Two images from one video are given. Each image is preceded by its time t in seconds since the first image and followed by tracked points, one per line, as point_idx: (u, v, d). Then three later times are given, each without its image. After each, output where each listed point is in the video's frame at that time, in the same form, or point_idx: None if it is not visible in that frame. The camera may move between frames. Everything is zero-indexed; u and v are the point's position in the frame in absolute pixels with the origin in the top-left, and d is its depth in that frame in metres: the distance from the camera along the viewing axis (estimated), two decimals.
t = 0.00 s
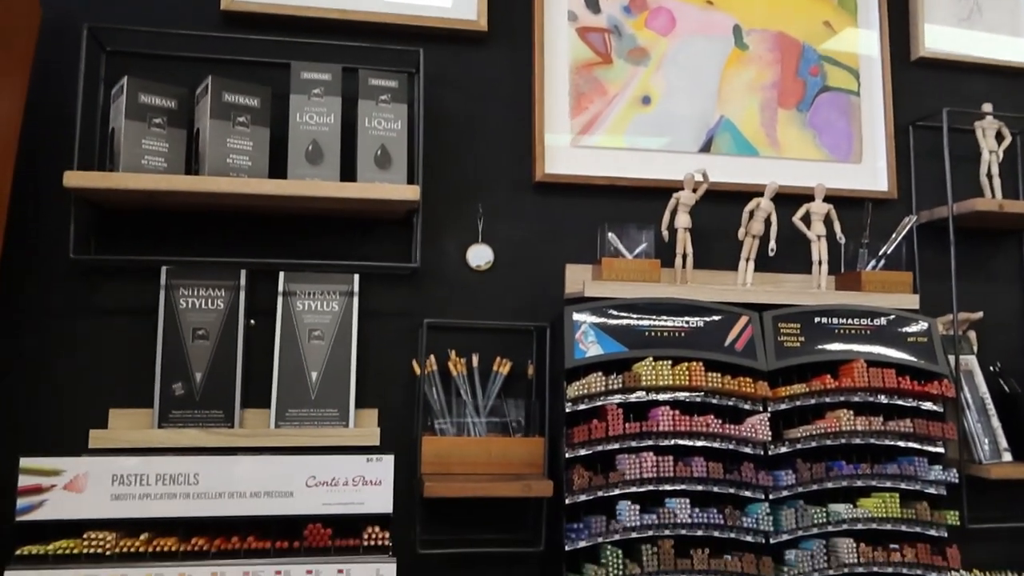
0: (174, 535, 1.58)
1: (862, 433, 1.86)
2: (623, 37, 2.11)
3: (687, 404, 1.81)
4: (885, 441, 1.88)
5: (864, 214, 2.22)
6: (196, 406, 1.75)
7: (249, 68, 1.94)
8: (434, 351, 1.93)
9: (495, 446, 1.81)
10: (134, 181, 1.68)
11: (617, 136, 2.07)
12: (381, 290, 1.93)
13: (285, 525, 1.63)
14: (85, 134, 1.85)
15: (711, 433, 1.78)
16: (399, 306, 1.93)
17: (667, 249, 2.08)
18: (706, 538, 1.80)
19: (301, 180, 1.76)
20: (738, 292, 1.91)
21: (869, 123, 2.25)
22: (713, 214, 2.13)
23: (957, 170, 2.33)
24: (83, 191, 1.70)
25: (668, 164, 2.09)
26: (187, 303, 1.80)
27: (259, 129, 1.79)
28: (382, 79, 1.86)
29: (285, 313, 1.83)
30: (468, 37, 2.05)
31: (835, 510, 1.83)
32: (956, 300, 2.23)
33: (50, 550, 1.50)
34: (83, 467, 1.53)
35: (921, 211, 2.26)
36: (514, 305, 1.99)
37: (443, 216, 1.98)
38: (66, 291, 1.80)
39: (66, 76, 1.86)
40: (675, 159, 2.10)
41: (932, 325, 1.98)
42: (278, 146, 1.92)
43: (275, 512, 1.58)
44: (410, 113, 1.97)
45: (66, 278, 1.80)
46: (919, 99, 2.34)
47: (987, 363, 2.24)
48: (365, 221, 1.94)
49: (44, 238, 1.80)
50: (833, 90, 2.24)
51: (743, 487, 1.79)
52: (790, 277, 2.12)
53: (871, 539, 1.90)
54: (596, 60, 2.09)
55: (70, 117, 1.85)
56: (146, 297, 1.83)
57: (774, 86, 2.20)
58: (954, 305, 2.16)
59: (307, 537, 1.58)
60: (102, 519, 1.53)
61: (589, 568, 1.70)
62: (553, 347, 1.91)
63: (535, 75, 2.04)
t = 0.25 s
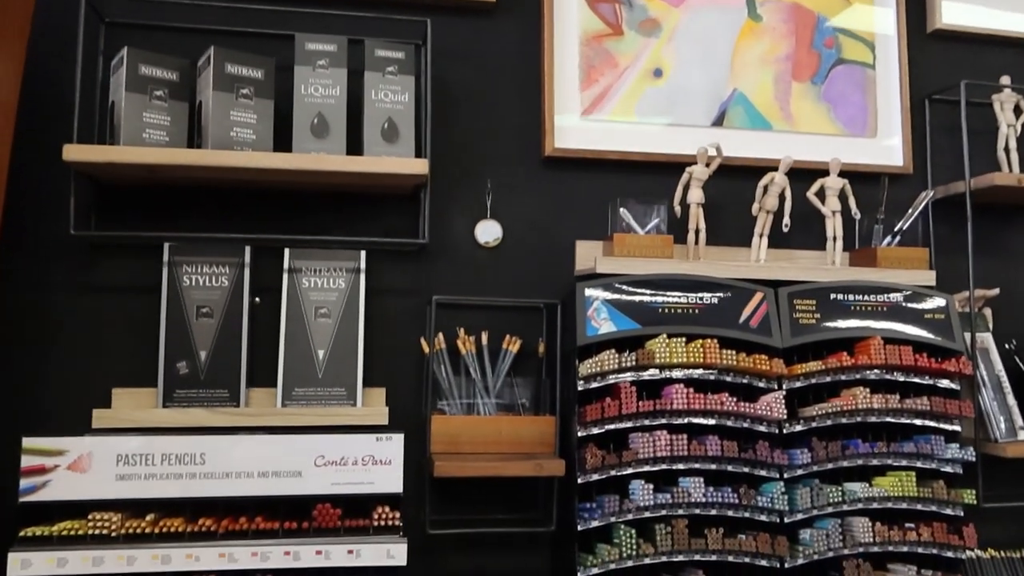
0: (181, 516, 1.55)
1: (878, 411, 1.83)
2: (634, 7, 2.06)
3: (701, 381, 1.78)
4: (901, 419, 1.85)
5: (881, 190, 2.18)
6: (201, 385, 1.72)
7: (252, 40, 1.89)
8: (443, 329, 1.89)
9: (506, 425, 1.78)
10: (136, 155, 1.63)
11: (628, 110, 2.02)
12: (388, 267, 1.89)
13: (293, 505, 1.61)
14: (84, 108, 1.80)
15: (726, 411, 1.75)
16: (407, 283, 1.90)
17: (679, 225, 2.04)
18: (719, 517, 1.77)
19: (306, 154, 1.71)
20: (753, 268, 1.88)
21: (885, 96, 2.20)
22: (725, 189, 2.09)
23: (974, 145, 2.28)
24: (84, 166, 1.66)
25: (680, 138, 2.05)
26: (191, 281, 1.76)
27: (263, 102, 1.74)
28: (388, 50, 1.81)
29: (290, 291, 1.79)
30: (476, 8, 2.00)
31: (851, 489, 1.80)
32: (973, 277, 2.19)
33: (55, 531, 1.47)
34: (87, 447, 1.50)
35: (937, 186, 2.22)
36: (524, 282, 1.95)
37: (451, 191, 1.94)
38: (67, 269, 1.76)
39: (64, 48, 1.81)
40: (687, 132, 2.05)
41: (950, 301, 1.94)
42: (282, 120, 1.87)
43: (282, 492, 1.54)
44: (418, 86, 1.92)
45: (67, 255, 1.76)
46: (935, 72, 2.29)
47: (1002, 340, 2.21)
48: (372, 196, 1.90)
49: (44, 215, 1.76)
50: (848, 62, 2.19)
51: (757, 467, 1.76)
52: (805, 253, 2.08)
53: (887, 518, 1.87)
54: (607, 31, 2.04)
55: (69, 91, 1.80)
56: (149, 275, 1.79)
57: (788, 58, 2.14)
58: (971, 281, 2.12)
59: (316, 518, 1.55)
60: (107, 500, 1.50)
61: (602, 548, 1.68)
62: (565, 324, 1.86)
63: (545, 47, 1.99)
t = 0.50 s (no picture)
0: (191, 488, 1.52)
1: (897, 382, 1.81)
2: None
3: (718, 352, 1.75)
4: (919, 390, 1.82)
5: (900, 158, 2.14)
6: (209, 355, 1.68)
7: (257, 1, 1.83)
8: (454, 299, 1.85)
9: (520, 396, 1.76)
10: (139, 119, 1.58)
11: (643, 75, 1.97)
12: (398, 236, 1.85)
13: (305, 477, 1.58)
14: (84, 71, 1.75)
15: (744, 381, 1.72)
16: (418, 252, 1.86)
17: (695, 194, 2.00)
18: (736, 489, 1.74)
19: (314, 119, 1.66)
20: (771, 237, 1.84)
21: (904, 62, 2.15)
22: (741, 157, 2.05)
23: (994, 113, 2.24)
24: (85, 131, 1.60)
25: (696, 104, 2.00)
26: (197, 250, 1.71)
27: (270, 64, 1.68)
28: (398, 11, 1.75)
29: (299, 259, 1.75)
30: None
31: (870, 461, 1.78)
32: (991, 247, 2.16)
33: (63, 503, 1.44)
34: (94, 418, 1.46)
35: (956, 155, 2.17)
36: (537, 251, 1.91)
37: (461, 158, 1.90)
38: (69, 237, 1.71)
39: (63, 9, 1.75)
40: (704, 99, 2.00)
41: (970, 271, 1.90)
42: (289, 84, 1.82)
43: (294, 463, 1.51)
44: (428, 49, 1.87)
45: (69, 223, 1.72)
46: (956, 37, 2.23)
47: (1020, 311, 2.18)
48: (381, 164, 1.85)
49: (44, 182, 1.71)
50: (868, 27, 2.13)
51: (775, 438, 1.74)
52: (822, 223, 2.04)
53: (904, 490, 1.85)
54: None
55: (68, 53, 1.75)
56: (154, 244, 1.75)
57: (806, 22, 2.09)
58: (990, 251, 2.08)
59: (329, 490, 1.52)
60: (116, 472, 1.47)
61: (618, 520, 1.66)
62: (579, 294, 1.82)
63: (558, 9, 1.93)
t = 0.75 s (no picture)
0: (202, 465, 1.50)
1: (917, 357, 1.78)
2: None
3: (735, 326, 1.72)
4: (939, 365, 1.79)
5: (920, 129, 2.10)
6: (216, 332, 1.65)
7: None
8: (466, 274, 1.82)
9: (533, 371, 1.73)
10: (143, 88, 1.54)
11: (657, 44, 1.92)
12: (408, 210, 1.81)
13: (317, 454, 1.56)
14: (85, 40, 1.70)
15: (761, 357, 1.69)
16: (428, 226, 1.82)
17: (710, 166, 1.96)
18: (753, 466, 1.72)
19: (322, 88, 1.62)
20: (789, 210, 1.80)
21: (924, 30, 2.10)
22: (758, 128, 2.00)
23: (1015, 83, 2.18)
24: (87, 101, 1.56)
25: (711, 74, 1.95)
26: (203, 224, 1.68)
27: (276, 33, 1.64)
28: None
29: (307, 234, 1.71)
30: None
31: (888, 437, 1.75)
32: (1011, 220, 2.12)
33: (71, 481, 1.42)
34: (101, 395, 1.43)
35: (976, 126, 2.12)
36: (549, 225, 1.87)
37: (472, 130, 1.85)
38: (72, 212, 1.68)
39: None
40: (719, 68, 1.95)
41: (991, 245, 1.86)
42: (294, 53, 1.77)
43: (306, 441, 1.49)
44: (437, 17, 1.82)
45: (71, 197, 1.68)
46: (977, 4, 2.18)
47: None
48: (390, 135, 1.81)
49: (46, 155, 1.67)
50: None
51: (792, 414, 1.71)
52: (839, 195, 2.00)
53: (922, 466, 1.83)
54: None
55: (68, 22, 1.70)
56: (158, 218, 1.71)
57: None
58: (1010, 224, 2.04)
59: (341, 467, 1.50)
60: (124, 450, 1.44)
61: (634, 497, 1.64)
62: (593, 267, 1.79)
63: None
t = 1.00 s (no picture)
0: (213, 437, 1.48)
1: (933, 328, 1.76)
2: None
3: (750, 297, 1.70)
4: (955, 336, 1.77)
5: (938, 97, 2.06)
6: (224, 302, 1.63)
7: None
8: (476, 245, 1.80)
9: (545, 342, 1.71)
10: (148, 53, 1.49)
11: (670, 9, 1.87)
12: (417, 179, 1.78)
13: (329, 426, 1.54)
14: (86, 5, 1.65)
15: (777, 328, 1.67)
16: (438, 196, 1.79)
17: (724, 134, 1.92)
18: (768, 437, 1.71)
19: (331, 53, 1.58)
20: (805, 179, 1.77)
21: None
22: (772, 96, 1.97)
23: None
24: (90, 67, 1.52)
25: (726, 41, 1.90)
26: (210, 192, 1.64)
27: None
28: None
29: (316, 202, 1.68)
30: None
31: (903, 408, 1.74)
32: None
33: (81, 453, 1.40)
34: (111, 366, 1.41)
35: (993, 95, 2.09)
36: (561, 195, 1.84)
37: (482, 98, 1.81)
38: (76, 180, 1.64)
39: None
40: (734, 34, 1.91)
41: (1009, 215, 1.84)
42: (301, 17, 1.73)
43: (317, 412, 1.47)
44: None
45: (75, 166, 1.64)
46: None
47: None
48: (399, 103, 1.77)
49: (48, 122, 1.64)
50: None
51: (806, 385, 1.70)
52: (854, 165, 1.97)
53: (936, 437, 1.82)
54: None
55: None
56: (164, 187, 1.68)
57: None
58: None
59: (354, 439, 1.48)
60: (134, 421, 1.42)
61: (648, 468, 1.63)
62: (606, 237, 1.76)
63: None
